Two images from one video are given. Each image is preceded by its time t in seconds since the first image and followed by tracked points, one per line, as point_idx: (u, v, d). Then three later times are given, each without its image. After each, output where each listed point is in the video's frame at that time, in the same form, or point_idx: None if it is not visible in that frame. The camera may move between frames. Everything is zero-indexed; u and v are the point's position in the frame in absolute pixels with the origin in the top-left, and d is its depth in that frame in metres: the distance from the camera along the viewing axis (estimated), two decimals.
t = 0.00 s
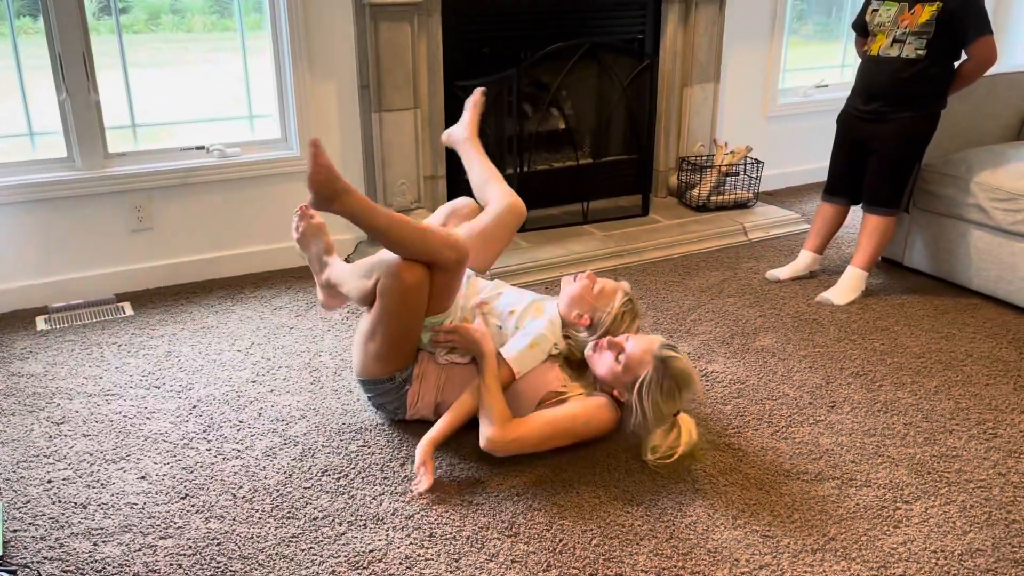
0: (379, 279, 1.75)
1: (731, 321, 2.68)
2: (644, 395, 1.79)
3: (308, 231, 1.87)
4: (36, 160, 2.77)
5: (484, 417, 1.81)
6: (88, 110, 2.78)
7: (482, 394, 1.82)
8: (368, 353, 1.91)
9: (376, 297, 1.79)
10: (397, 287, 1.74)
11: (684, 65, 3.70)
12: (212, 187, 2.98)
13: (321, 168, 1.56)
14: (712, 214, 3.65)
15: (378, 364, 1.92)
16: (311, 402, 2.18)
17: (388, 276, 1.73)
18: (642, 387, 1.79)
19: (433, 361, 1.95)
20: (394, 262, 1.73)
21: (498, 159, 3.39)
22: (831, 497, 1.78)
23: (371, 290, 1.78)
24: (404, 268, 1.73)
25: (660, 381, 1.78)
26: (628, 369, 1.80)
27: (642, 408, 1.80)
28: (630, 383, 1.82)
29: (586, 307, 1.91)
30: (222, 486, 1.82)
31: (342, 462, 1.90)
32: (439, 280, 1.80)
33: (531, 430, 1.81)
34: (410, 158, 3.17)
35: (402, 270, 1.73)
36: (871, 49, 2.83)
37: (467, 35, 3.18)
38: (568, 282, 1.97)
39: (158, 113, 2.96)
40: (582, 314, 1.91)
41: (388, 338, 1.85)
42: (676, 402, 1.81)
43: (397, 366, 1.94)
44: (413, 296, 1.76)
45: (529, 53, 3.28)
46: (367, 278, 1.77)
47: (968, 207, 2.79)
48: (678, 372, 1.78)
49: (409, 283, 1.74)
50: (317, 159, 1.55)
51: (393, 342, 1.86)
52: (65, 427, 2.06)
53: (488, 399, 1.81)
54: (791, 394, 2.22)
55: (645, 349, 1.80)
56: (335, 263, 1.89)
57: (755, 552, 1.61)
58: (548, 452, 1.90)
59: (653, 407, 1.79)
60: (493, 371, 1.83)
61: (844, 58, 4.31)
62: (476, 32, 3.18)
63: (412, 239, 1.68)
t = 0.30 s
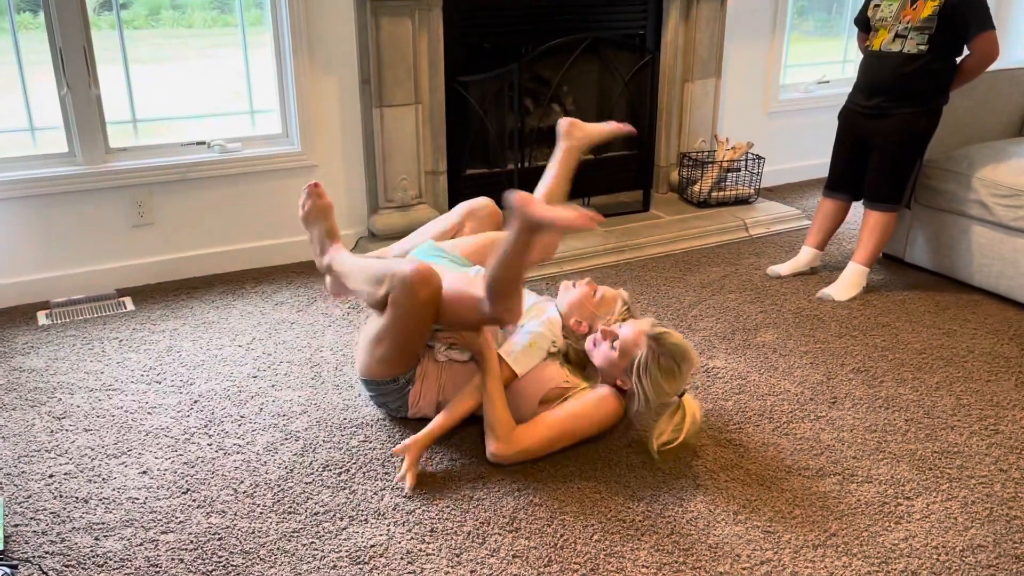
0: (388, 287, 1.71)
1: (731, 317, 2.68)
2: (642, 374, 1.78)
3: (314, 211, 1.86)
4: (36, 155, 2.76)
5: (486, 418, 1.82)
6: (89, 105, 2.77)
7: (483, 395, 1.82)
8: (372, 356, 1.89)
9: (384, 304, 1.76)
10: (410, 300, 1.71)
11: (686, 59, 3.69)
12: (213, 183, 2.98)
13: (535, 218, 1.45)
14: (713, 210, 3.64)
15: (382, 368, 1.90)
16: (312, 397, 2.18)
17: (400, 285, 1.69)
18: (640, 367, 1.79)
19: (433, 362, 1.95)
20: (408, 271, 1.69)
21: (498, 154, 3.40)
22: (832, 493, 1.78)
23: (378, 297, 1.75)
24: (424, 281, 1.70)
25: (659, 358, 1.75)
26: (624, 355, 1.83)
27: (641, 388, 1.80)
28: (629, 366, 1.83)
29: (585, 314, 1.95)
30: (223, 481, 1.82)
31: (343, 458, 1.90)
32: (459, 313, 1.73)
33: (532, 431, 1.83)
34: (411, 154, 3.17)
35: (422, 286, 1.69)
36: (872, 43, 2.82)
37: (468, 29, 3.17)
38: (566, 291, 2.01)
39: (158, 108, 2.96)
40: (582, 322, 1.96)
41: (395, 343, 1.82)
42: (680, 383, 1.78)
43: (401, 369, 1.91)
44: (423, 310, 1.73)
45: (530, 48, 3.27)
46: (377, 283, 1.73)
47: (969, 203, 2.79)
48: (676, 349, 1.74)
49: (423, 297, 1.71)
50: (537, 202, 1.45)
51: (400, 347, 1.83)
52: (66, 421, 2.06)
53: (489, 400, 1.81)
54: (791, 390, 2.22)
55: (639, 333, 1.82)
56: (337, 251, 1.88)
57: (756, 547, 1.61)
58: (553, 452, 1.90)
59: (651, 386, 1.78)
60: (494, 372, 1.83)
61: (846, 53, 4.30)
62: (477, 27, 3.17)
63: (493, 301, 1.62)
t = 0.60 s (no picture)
0: (418, 299, 1.72)
1: (734, 312, 2.68)
2: (652, 362, 1.77)
3: (330, 219, 1.94)
4: (36, 150, 2.76)
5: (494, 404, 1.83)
6: (89, 100, 2.77)
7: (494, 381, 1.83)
8: (383, 363, 1.90)
9: (409, 318, 1.77)
10: (440, 316, 1.72)
11: (688, 54, 3.67)
12: (214, 178, 2.97)
13: (661, 230, 1.57)
14: (716, 205, 3.64)
15: (393, 374, 1.92)
16: (314, 392, 2.18)
17: (431, 298, 1.70)
18: (650, 355, 1.77)
19: (445, 362, 1.97)
20: (440, 285, 1.69)
21: (499, 149, 3.38)
22: (834, 488, 1.78)
23: (403, 308, 1.75)
24: (456, 293, 1.70)
25: (671, 344, 1.75)
26: (635, 345, 1.81)
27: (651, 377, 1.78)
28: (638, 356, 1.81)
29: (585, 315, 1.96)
30: (225, 476, 1.82)
31: (345, 453, 1.90)
32: (490, 284, 1.72)
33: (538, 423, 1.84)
34: (412, 149, 3.16)
35: (456, 295, 1.70)
36: (874, 37, 2.81)
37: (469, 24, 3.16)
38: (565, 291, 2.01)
39: (159, 103, 2.95)
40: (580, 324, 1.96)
41: (413, 354, 1.84)
42: (693, 369, 1.78)
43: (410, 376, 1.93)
44: (450, 325, 1.75)
45: (530, 42, 3.26)
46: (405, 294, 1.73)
47: (972, 197, 2.78)
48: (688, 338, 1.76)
49: (453, 314, 1.72)
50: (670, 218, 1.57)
51: (417, 357, 1.85)
52: (68, 417, 2.06)
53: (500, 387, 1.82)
54: (794, 385, 2.21)
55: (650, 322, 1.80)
56: (349, 263, 1.91)
57: (758, 542, 1.61)
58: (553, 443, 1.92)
59: (663, 373, 1.76)
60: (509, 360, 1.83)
61: (848, 48, 4.29)
62: (477, 21, 3.16)
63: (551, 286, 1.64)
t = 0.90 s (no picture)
0: (426, 278, 1.69)
1: (734, 308, 2.67)
2: (661, 352, 1.78)
3: (340, 215, 1.89)
4: (35, 146, 2.75)
5: (496, 398, 1.82)
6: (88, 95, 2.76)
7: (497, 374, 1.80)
8: (389, 348, 1.88)
9: (416, 301, 1.75)
10: (447, 296, 1.70)
11: (688, 49, 3.65)
12: (213, 174, 2.97)
13: (651, 175, 1.53)
14: (716, 200, 3.63)
15: (398, 361, 1.90)
16: (313, 388, 2.17)
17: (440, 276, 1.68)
18: (659, 345, 1.78)
19: (446, 353, 1.98)
20: (448, 265, 1.67)
21: (500, 143, 3.37)
22: (833, 484, 1.78)
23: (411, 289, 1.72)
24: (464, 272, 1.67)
25: (681, 335, 1.77)
26: (643, 335, 1.81)
27: (659, 367, 1.80)
28: (646, 346, 1.82)
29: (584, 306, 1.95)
30: (223, 472, 1.82)
31: (343, 449, 1.90)
32: (490, 258, 1.68)
33: (540, 415, 1.83)
34: (411, 145, 3.15)
35: (464, 275, 1.67)
36: (875, 32, 2.80)
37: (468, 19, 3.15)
38: (559, 283, 2.00)
39: (158, 99, 2.95)
40: (577, 316, 1.95)
41: (419, 339, 1.82)
42: (698, 361, 1.80)
43: (414, 363, 1.92)
44: (458, 308, 1.72)
45: (531, 38, 3.25)
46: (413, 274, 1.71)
47: (973, 192, 2.77)
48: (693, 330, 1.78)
49: (462, 294, 1.69)
50: (657, 162, 1.53)
51: (423, 342, 1.83)
52: (66, 413, 2.06)
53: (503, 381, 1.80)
54: (794, 381, 2.21)
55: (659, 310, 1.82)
56: (353, 254, 1.85)
57: (757, 538, 1.61)
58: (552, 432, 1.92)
59: (670, 363, 1.78)
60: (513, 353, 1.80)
61: (849, 43, 4.28)
62: (477, 16, 3.15)
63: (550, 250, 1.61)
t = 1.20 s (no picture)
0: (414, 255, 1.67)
1: (734, 305, 2.66)
2: (642, 331, 1.78)
3: (365, 149, 1.79)
4: (35, 143, 2.75)
5: (483, 399, 1.83)
6: (88, 92, 2.76)
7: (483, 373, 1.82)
8: (381, 336, 1.87)
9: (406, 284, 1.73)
10: (435, 285, 1.67)
11: (689, 47, 3.65)
12: (213, 171, 2.97)
13: (639, 143, 1.48)
14: (717, 197, 3.62)
15: (389, 349, 1.88)
16: (313, 386, 2.17)
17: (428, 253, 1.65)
18: (639, 324, 1.79)
19: (439, 349, 1.99)
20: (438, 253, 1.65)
21: (500, 140, 3.38)
22: (834, 482, 1.77)
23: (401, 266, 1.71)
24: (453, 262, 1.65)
25: (661, 312, 1.77)
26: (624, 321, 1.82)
27: (642, 347, 1.80)
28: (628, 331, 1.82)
29: (571, 306, 1.97)
30: (223, 470, 1.82)
31: (342, 447, 1.90)
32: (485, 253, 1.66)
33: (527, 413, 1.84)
34: (412, 142, 3.15)
35: (450, 262, 1.64)
36: (876, 29, 2.79)
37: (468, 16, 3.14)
38: (547, 287, 2.02)
39: (158, 96, 2.94)
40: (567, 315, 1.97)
41: (409, 327, 1.80)
42: (681, 336, 1.79)
43: (406, 354, 1.90)
44: (445, 294, 1.69)
45: (532, 35, 3.24)
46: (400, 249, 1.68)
47: (974, 189, 2.76)
48: (672, 304, 1.78)
49: (447, 282, 1.66)
50: (642, 128, 1.47)
51: (412, 330, 1.81)
52: (66, 410, 2.06)
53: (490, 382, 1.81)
54: (794, 378, 2.20)
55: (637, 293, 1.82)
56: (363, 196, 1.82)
57: (757, 536, 1.60)
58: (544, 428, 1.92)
59: (654, 340, 1.78)
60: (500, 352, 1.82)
61: (851, 39, 4.27)
62: (477, 13, 3.14)
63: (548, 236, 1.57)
